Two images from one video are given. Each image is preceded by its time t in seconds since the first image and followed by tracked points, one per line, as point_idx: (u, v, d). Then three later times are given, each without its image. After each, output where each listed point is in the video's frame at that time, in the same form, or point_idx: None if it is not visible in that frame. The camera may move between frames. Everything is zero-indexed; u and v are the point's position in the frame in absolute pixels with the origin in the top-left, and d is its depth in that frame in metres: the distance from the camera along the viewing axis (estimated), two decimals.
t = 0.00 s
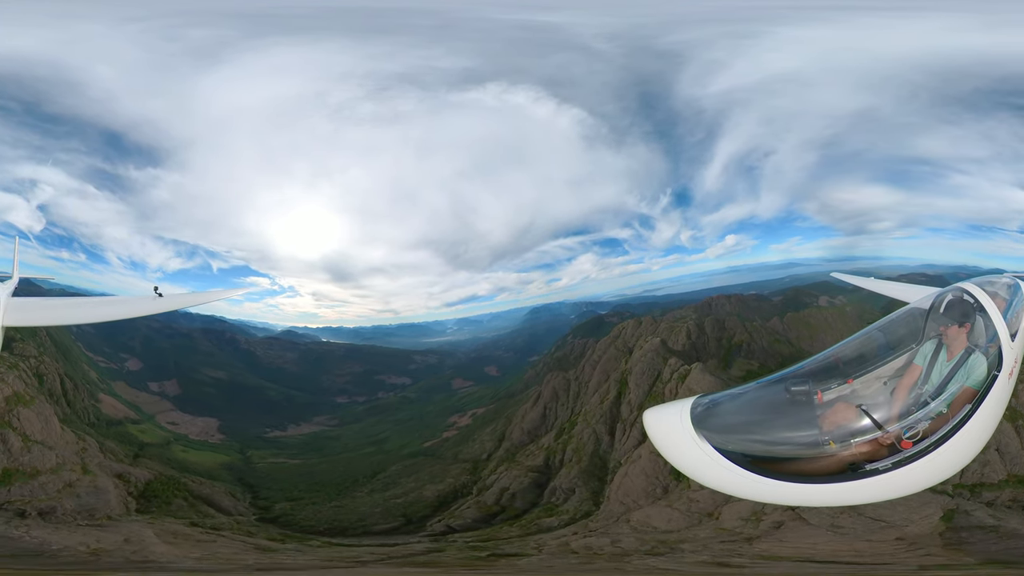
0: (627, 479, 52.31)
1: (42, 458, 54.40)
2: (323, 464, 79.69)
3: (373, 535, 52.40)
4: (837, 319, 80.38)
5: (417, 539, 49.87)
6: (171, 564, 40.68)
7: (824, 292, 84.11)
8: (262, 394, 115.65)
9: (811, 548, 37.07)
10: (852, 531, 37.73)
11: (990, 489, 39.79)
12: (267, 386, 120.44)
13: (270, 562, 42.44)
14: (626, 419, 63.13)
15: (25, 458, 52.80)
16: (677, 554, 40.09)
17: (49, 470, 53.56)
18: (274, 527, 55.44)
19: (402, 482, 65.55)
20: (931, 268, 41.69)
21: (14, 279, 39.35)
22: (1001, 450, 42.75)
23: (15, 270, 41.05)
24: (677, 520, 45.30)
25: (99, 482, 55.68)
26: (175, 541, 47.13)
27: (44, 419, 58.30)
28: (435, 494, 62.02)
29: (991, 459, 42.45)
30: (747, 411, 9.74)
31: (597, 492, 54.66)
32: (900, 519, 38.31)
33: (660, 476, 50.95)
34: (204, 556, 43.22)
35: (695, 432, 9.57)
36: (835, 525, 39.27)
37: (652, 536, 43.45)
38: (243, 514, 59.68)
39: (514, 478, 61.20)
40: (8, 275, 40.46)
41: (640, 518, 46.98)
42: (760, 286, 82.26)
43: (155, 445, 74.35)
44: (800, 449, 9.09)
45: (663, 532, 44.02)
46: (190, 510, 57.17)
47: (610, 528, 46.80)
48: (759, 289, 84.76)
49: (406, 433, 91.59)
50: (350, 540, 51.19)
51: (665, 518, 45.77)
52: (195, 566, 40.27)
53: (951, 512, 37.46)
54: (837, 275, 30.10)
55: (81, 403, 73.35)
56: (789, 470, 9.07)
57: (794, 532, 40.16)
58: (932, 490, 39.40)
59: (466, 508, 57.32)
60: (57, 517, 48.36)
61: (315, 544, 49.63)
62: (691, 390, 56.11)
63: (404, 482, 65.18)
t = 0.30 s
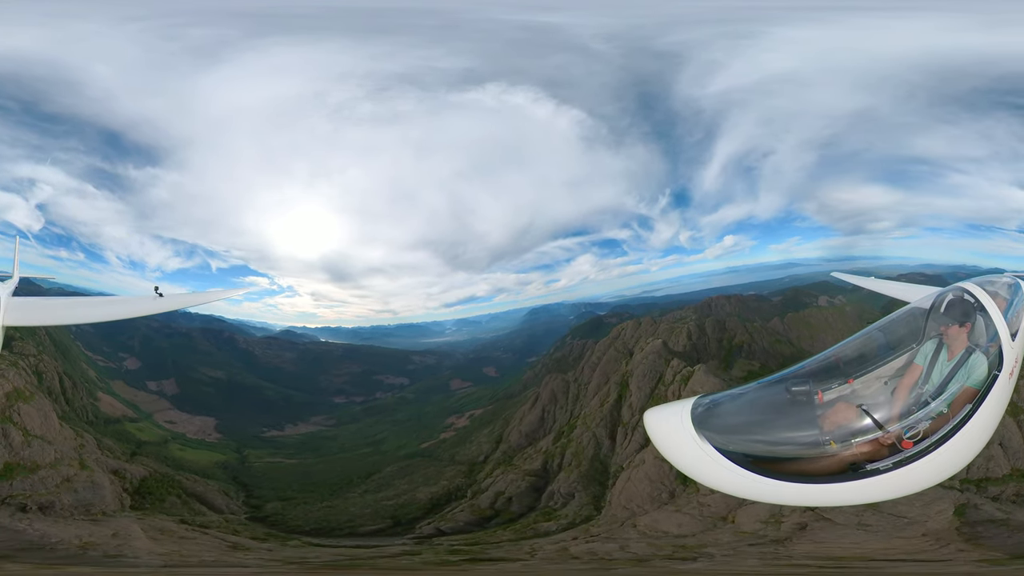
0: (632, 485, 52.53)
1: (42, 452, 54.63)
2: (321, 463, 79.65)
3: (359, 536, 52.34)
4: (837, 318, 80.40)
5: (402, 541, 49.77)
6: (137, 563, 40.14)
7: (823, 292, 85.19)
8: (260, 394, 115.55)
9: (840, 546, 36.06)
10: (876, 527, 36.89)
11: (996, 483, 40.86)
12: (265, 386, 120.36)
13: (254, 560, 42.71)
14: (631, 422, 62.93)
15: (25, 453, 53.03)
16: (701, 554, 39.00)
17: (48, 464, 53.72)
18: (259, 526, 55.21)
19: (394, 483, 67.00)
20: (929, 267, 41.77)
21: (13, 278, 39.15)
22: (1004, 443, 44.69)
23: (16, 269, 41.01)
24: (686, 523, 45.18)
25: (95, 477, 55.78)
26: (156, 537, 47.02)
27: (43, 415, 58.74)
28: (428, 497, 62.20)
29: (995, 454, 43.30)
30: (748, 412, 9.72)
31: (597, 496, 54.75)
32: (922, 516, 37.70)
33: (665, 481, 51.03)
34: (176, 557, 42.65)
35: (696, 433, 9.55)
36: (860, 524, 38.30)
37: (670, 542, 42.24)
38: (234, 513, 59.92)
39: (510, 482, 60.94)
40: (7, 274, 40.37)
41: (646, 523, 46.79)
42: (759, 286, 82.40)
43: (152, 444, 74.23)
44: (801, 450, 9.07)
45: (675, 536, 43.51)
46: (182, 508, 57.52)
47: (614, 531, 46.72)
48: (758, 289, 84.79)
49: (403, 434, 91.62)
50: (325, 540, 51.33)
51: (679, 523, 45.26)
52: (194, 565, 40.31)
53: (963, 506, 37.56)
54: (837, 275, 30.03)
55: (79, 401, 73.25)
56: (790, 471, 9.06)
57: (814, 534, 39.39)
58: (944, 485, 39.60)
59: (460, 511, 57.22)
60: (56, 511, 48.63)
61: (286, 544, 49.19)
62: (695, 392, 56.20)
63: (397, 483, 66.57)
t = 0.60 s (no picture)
0: (638, 492, 52.41)
1: (42, 447, 55.07)
2: (318, 463, 79.54)
3: (343, 537, 52.75)
4: (837, 318, 80.37)
5: (383, 544, 49.75)
6: (106, 563, 40.02)
7: (822, 292, 85.60)
8: (258, 394, 115.49)
9: (878, 545, 36.66)
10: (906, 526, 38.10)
11: (1000, 478, 43.95)
12: (263, 385, 120.32)
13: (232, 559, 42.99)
14: (634, 426, 63.13)
15: (26, 447, 53.64)
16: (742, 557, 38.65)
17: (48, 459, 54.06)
18: (248, 525, 55.57)
19: (388, 485, 66.08)
20: (928, 267, 41.92)
21: (13, 278, 39.03)
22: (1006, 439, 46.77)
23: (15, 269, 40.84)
24: (696, 531, 45.10)
25: (92, 472, 55.93)
26: (142, 533, 47.67)
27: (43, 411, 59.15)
28: (420, 499, 61.70)
29: (998, 449, 46.41)
30: (749, 412, 9.68)
31: (599, 501, 54.27)
32: (938, 511, 40.09)
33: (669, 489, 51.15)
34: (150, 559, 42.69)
35: (697, 434, 9.51)
36: (888, 522, 39.17)
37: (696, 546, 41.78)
38: (225, 512, 60.37)
39: (506, 486, 60.40)
40: (7, 274, 40.22)
41: (655, 527, 46.76)
42: (756, 286, 83.11)
43: (150, 442, 74.16)
44: (802, 449, 9.03)
45: (697, 541, 43.48)
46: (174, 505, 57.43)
47: (621, 538, 46.19)
48: (758, 290, 84.86)
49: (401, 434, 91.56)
50: (302, 540, 51.75)
51: (693, 527, 45.69)
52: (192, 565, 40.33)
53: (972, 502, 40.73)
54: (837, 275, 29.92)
55: (78, 399, 73.16)
56: (791, 470, 9.01)
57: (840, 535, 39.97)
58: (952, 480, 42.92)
59: (451, 514, 56.78)
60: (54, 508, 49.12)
61: (264, 543, 49.04)
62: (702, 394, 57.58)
63: (391, 484, 65.72)
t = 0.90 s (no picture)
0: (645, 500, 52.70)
1: (42, 442, 55.52)
2: (315, 463, 79.50)
3: (328, 537, 53.08)
4: (837, 318, 80.40)
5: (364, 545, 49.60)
6: (83, 559, 40.15)
7: (821, 292, 85.47)
8: (256, 393, 115.39)
9: (914, 543, 37.12)
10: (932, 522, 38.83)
11: (1005, 472, 44.67)
12: (260, 384, 120.34)
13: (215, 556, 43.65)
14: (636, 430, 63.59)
15: (27, 442, 53.98)
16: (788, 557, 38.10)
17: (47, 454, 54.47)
18: (238, 523, 55.90)
19: (382, 487, 66.10)
20: (927, 267, 42.08)
21: (13, 276, 38.93)
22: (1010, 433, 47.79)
23: (15, 267, 40.66)
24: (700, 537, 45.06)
25: (89, 467, 56.19)
26: (133, 528, 48.32)
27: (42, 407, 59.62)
28: (411, 501, 60.38)
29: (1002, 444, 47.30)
30: (750, 413, 9.67)
31: (602, 505, 53.60)
32: (951, 505, 40.97)
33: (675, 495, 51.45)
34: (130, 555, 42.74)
35: (699, 435, 9.46)
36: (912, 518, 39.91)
37: (728, 549, 41.15)
38: (217, 510, 60.43)
39: (501, 490, 59.55)
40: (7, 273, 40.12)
41: (664, 533, 46.92)
42: (755, 287, 84.85)
43: (147, 440, 74.16)
44: (802, 449, 9.01)
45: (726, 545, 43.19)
46: (167, 502, 57.49)
47: (629, 543, 45.93)
48: (757, 290, 85.15)
49: (398, 435, 91.63)
50: (284, 540, 52.25)
51: (707, 531, 46.05)
52: (188, 565, 40.22)
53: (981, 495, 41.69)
54: (837, 274, 29.91)
55: (76, 397, 73.01)
56: (792, 470, 8.98)
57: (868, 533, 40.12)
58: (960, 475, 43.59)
59: (441, 517, 56.21)
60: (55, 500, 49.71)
61: (246, 543, 49.10)
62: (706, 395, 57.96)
63: (384, 487, 65.79)
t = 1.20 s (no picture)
0: (650, 500, 49.46)
1: (41, 436, 55.01)
2: (312, 463, 79.79)
3: (311, 536, 52.27)
4: (836, 317, 82.41)
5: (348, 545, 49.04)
6: (72, 552, 39.37)
7: (819, 292, 88.51)
8: (254, 392, 115.33)
9: (942, 539, 37.04)
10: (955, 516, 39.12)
11: (1009, 467, 44.97)
12: (258, 384, 120.75)
13: (192, 552, 43.26)
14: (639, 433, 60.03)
15: (28, 436, 53.29)
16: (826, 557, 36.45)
17: (47, 449, 54.01)
18: (226, 521, 56.10)
19: (374, 487, 67.97)
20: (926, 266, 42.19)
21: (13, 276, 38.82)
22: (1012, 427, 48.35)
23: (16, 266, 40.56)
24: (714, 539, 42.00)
25: (87, 463, 56.20)
26: (124, 523, 48.19)
27: (40, 403, 59.68)
28: (402, 503, 62.09)
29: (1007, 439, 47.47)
30: (752, 412, 9.64)
31: (603, 508, 51.38)
32: (963, 499, 41.56)
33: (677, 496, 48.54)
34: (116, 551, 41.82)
35: (701, 436, 9.43)
36: (932, 514, 40.28)
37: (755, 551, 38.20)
38: (208, 508, 60.26)
39: (494, 495, 59.09)
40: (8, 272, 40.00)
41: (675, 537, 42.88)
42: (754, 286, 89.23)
43: (145, 438, 74.11)
44: (804, 449, 9.00)
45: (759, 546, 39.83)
46: (161, 499, 57.92)
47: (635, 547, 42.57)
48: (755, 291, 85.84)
49: (394, 437, 92.11)
50: (266, 539, 50.65)
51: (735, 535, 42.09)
52: (185, 562, 39.96)
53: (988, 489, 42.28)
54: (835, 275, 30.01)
55: (75, 396, 72.78)
56: (794, 470, 8.97)
57: (893, 530, 39.66)
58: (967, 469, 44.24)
59: (430, 521, 55.52)
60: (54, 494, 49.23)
61: (225, 542, 48.77)
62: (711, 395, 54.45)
63: (378, 487, 67.72)
